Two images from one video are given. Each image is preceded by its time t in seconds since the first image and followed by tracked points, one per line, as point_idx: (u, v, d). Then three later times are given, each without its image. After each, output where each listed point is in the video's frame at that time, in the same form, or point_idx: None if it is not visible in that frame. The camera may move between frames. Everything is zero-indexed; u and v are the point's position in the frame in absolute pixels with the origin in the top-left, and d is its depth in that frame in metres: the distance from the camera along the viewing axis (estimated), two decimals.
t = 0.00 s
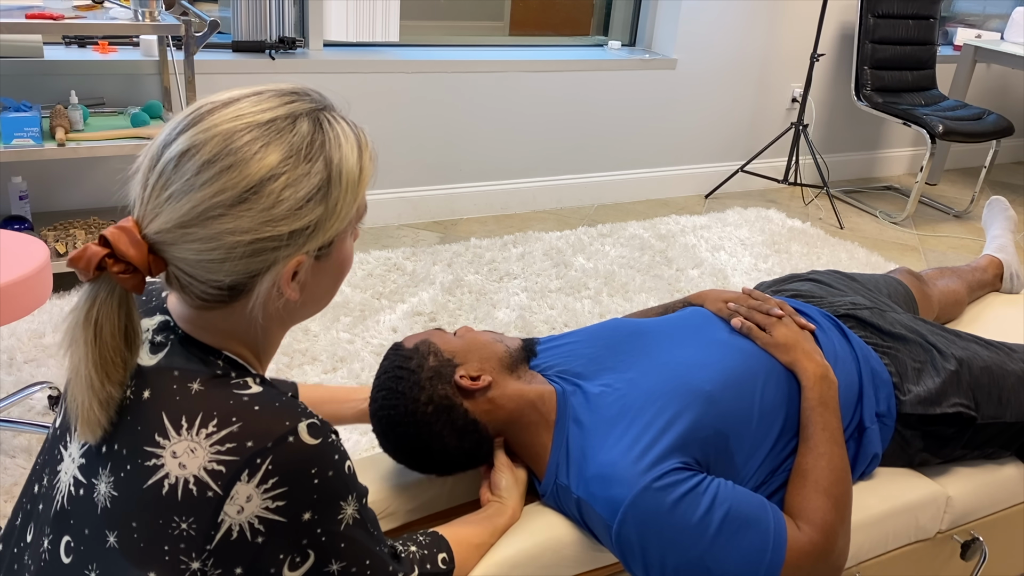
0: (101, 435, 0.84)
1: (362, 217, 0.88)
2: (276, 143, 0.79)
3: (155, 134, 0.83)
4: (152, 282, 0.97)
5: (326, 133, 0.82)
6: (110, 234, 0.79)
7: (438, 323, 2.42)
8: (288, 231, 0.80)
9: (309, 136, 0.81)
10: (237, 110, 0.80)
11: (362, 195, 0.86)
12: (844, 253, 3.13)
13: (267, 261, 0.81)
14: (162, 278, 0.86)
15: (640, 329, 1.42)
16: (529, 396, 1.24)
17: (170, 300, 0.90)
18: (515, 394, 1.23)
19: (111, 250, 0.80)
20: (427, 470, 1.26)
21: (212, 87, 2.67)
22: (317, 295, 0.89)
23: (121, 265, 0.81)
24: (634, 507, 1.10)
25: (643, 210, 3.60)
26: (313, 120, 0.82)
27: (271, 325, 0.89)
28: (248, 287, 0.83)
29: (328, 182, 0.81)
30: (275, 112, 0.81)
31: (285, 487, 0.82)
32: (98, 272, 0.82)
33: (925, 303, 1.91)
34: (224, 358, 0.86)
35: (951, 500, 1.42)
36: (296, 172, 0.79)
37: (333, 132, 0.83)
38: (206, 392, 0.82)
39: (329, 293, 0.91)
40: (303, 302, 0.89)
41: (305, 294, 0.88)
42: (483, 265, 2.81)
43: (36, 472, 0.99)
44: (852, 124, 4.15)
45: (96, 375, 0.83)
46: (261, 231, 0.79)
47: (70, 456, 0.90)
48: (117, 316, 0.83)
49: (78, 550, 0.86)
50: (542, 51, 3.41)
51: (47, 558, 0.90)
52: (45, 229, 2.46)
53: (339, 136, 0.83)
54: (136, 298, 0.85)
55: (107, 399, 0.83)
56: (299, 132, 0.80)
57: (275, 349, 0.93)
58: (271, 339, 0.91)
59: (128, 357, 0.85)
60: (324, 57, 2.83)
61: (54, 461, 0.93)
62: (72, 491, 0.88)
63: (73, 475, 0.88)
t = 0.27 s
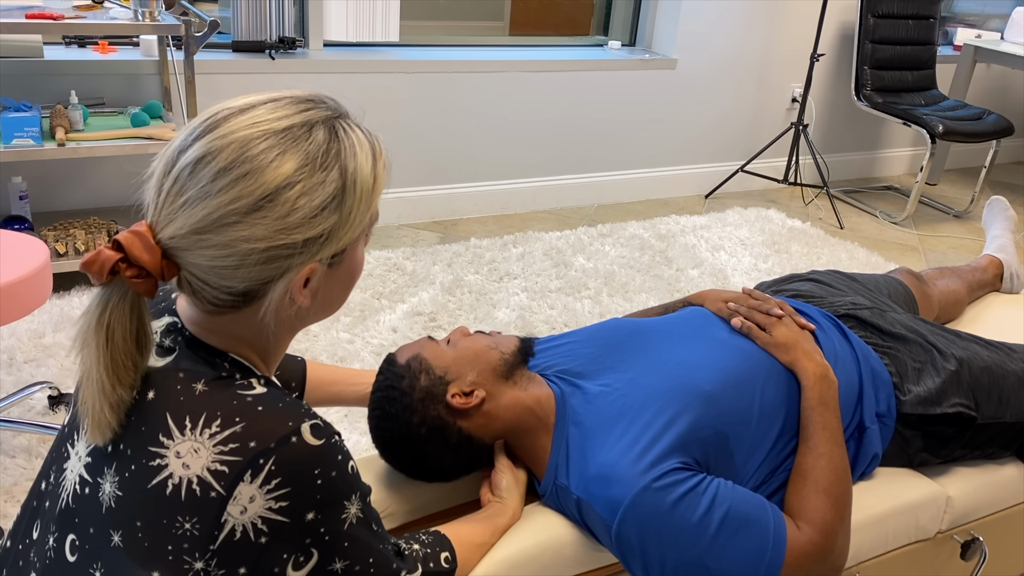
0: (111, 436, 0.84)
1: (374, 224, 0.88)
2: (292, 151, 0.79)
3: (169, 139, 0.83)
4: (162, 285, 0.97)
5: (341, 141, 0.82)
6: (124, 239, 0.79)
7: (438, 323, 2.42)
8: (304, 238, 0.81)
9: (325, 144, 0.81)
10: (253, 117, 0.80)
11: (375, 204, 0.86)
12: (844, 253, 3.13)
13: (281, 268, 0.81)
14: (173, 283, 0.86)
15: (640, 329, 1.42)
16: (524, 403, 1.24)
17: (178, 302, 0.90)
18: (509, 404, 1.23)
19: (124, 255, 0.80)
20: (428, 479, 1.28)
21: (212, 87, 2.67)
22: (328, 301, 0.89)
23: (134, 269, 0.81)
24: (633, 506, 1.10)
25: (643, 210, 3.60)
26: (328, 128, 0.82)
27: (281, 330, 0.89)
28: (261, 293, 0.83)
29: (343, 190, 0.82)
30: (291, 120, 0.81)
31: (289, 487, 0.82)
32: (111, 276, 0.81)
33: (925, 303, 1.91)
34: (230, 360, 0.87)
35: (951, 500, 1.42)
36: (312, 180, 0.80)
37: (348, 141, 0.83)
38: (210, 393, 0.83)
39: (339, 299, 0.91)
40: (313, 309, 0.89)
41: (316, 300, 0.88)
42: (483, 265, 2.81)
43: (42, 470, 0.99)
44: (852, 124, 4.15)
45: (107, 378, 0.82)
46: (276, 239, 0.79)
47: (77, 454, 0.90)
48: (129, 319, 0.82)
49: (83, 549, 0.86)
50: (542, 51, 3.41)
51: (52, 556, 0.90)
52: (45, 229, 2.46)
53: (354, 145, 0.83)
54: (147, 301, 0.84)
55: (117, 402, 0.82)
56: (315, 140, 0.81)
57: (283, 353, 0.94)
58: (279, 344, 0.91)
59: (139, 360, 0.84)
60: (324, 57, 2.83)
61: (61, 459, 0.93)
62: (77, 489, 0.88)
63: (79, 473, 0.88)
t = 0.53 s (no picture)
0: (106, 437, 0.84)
1: (374, 229, 0.88)
2: (293, 155, 0.79)
3: (170, 141, 0.83)
4: (158, 287, 0.97)
5: (343, 145, 0.82)
6: (123, 240, 0.78)
7: (438, 323, 2.42)
8: (303, 242, 0.81)
9: (326, 148, 0.81)
10: (255, 120, 0.80)
11: (375, 209, 0.86)
12: (845, 253, 3.13)
13: (280, 271, 0.81)
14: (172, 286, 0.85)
15: (640, 329, 1.42)
16: (529, 408, 1.24)
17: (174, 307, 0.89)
18: (516, 412, 1.23)
19: (122, 256, 0.80)
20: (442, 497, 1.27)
21: (213, 87, 2.67)
22: (326, 306, 0.89)
23: (131, 270, 0.80)
24: (634, 506, 1.10)
25: (643, 210, 3.60)
26: (330, 133, 0.82)
27: (279, 334, 0.89)
28: (260, 296, 0.83)
29: (344, 194, 0.82)
30: (292, 123, 0.81)
31: (283, 493, 0.81)
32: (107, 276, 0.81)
33: (925, 303, 1.91)
34: (225, 365, 0.86)
35: (951, 500, 1.42)
36: (312, 184, 0.80)
37: (350, 145, 0.83)
38: (204, 399, 0.83)
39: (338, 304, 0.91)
40: (311, 313, 0.89)
41: (314, 304, 0.88)
42: (483, 265, 2.81)
43: (39, 475, 0.99)
44: (852, 124, 4.15)
45: (102, 380, 0.82)
46: (276, 242, 0.79)
47: (72, 458, 0.90)
48: (124, 321, 0.82)
49: (81, 555, 0.86)
50: (542, 51, 3.41)
51: (51, 561, 0.90)
52: (45, 229, 2.46)
53: (355, 150, 0.83)
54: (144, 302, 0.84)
55: (113, 404, 0.83)
56: (316, 144, 0.81)
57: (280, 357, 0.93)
58: (277, 348, 0.91)
59: (135, 361, 0.84)
60: (324, 57, 2.83)
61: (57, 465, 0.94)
62: (72, 496, 0.88)
63: (74, 480, 0.88)
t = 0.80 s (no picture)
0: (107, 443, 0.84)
1: (376, 233, 0.88)
2: (295, 158, 0.79)
3: (170, 145, 0.83)
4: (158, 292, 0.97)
5: (345, 148, 0.83)
6: (123, 245, 0.79)
7: (438, 323, 2.42)
8: (306, 245, 0.81)
9: (328, 151, 0.81)
10: (256, 123, 0.80)
11: (378, 212, 0.86)
12: (845, 253, 3.13)
13: (282, 275, 0.81)
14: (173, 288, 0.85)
15: (640, 329, 1.42)
16: (531, 409, 1.24)
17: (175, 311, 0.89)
18: (519, 413, 1.23)
19: (122, 260, 0.80)
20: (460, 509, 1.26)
21: (212, 87, 2.67)
22: (327, 309, 0.89)
23: (132, 275, 0.80)
24: (634, 506, 1.10)
25: (643, 210, 3.60)
26: (332, 136, 0.82)
27: (280, 338, 0.89)
28: (262, 301, 0.83)
29: (346, 197, 0.82)
30: (294, 126, 0.81)
31: (285, 501, 0.81)
32: (109, 282, 0.81)
33: (925, 303, 1.91)
34: (227, 371, 0.86)
35: (951, 500, 1.42)
36: (315, 188, 0.80)
37: (352, 148, 0.83)
38: (206, 406, 0.83)
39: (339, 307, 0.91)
40: (313, 316, 0.89)
41: (315, 307, 0.88)
42: (483, 265, 2.81)
43: (40, 480, 0.99)
44: (852, 124, 4.15)
45: (103, 386, 0.82)
46: (278, 246, 0.79)
47: (73, 465, 0.90)
48: (126, 326, 0.82)
49: (82, 562, 0.87)
50: (542, 51, 3.41)
51: (53, 566, 0.90)
52: (45, 229, 2.46)
53: (358, 152, 0.83)
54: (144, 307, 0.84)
55: (114, 410, 0.83)
56: (318, 147, 0.81)
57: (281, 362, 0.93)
58: (278, 353, 0.91)
59: (136, 366, 0.84)
60: (324, 57, 2.83)
61: (58, 471, 0.93)
62: (73, 503, 0.88)
63: (75, 487, 0.88)
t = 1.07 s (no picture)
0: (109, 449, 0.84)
1: (377, 235, 0.89)
2: (295, 161, 0.79)
3: (170, 149, 0.83)
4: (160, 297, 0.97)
5: (345, 150, 0.83)
6: (123, 250, 0.79)
7: (438, 323, 2.42)
8: (307, 248, 0.81)
9: (328, 153, 0.81)
10: (255, 126, 0.80)
11: (379, 214, 0.86)
12: (845, 253, 3.13)
13: (284, 279, 0.82)
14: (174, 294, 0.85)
15: (640, 328, 1.42)
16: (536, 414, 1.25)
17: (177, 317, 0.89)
18: (525, 420, 1.23)
19: (123, 266, 0.79)
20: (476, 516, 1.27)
21: (212, 86, 2.67)
22: (329, 312, 0.90)
23: (133, 281, 0.80)
24: (634, 506, 1.10)
25: (643, 210, 3.60)
26: (332, 138, 0.82)
27: (282, 342, 0.89)
28: (264, 304, 0.83)
29: (346, 200, 0.82)
30: (294, 129, 0.81)
31: (289, 510, 0.82)
32: (110, 288, 0.81)
33: (925, 303, 1.91)
34: (231, 377, 0.86)
35: (951, 500, 1.42)
36: (315, 190, 0.80)
37: (352, 150, 0.83)
38: (210, 415, 0.82)
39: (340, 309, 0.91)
40: (314, 320, 0.89)
41: (317, 310, 0.88)
42: (483, 265, 2.81)
43: (41, 488, 0.99)
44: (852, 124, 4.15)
45: (105, 393, 0.82)
46: (279, 248, 0.79)
47: (75, 475, 0.90)
48: (127, 332, 0.82)
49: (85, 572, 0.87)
50: (542, 51, 3.41)
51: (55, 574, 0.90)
52: (45, 229, 2.45)
53: (358, 154, 0.83)
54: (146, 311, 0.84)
55: (116, 416, 0.83)
56: (319, 150, 0.81)
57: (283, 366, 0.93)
58: (280, 357, 0.91)
59: (137, 372, 0.84)
60: (324, 57, 2.83)
61: (59, 480, 0.93)
62: (76, 513, 0.88)
63: (77, 496, 0.88)
